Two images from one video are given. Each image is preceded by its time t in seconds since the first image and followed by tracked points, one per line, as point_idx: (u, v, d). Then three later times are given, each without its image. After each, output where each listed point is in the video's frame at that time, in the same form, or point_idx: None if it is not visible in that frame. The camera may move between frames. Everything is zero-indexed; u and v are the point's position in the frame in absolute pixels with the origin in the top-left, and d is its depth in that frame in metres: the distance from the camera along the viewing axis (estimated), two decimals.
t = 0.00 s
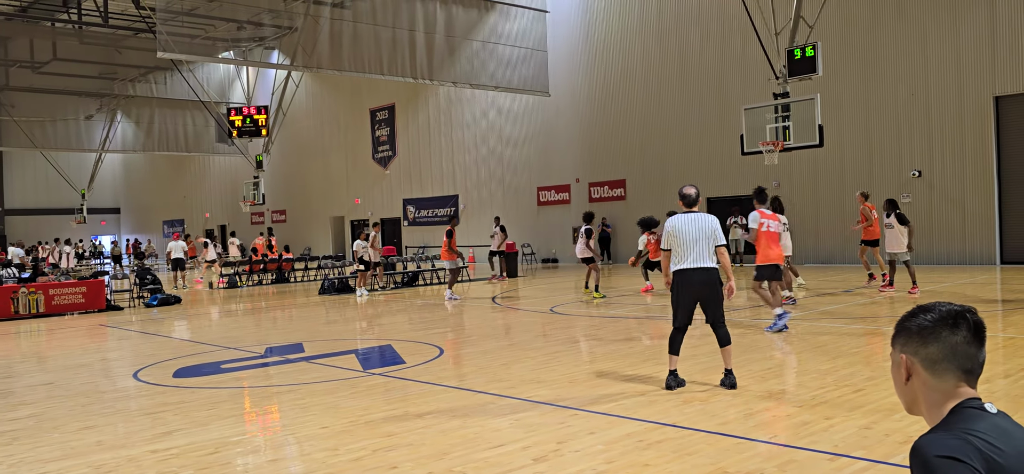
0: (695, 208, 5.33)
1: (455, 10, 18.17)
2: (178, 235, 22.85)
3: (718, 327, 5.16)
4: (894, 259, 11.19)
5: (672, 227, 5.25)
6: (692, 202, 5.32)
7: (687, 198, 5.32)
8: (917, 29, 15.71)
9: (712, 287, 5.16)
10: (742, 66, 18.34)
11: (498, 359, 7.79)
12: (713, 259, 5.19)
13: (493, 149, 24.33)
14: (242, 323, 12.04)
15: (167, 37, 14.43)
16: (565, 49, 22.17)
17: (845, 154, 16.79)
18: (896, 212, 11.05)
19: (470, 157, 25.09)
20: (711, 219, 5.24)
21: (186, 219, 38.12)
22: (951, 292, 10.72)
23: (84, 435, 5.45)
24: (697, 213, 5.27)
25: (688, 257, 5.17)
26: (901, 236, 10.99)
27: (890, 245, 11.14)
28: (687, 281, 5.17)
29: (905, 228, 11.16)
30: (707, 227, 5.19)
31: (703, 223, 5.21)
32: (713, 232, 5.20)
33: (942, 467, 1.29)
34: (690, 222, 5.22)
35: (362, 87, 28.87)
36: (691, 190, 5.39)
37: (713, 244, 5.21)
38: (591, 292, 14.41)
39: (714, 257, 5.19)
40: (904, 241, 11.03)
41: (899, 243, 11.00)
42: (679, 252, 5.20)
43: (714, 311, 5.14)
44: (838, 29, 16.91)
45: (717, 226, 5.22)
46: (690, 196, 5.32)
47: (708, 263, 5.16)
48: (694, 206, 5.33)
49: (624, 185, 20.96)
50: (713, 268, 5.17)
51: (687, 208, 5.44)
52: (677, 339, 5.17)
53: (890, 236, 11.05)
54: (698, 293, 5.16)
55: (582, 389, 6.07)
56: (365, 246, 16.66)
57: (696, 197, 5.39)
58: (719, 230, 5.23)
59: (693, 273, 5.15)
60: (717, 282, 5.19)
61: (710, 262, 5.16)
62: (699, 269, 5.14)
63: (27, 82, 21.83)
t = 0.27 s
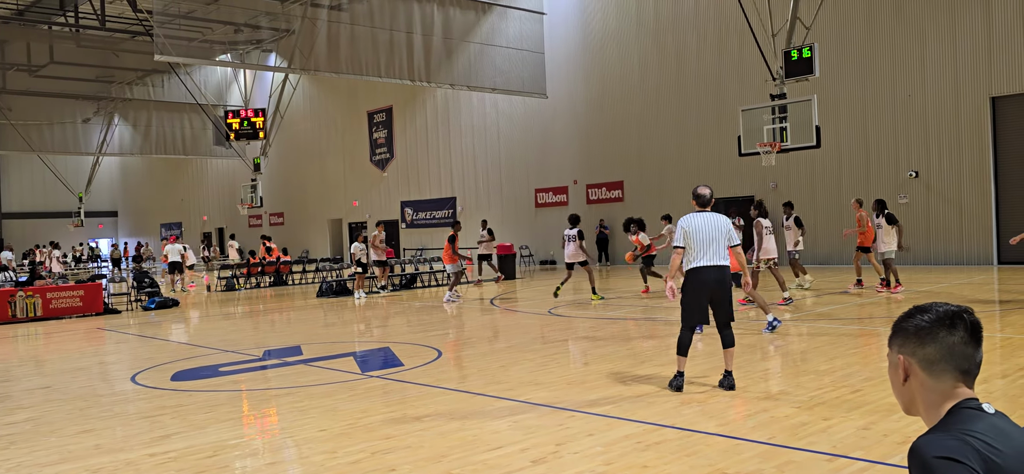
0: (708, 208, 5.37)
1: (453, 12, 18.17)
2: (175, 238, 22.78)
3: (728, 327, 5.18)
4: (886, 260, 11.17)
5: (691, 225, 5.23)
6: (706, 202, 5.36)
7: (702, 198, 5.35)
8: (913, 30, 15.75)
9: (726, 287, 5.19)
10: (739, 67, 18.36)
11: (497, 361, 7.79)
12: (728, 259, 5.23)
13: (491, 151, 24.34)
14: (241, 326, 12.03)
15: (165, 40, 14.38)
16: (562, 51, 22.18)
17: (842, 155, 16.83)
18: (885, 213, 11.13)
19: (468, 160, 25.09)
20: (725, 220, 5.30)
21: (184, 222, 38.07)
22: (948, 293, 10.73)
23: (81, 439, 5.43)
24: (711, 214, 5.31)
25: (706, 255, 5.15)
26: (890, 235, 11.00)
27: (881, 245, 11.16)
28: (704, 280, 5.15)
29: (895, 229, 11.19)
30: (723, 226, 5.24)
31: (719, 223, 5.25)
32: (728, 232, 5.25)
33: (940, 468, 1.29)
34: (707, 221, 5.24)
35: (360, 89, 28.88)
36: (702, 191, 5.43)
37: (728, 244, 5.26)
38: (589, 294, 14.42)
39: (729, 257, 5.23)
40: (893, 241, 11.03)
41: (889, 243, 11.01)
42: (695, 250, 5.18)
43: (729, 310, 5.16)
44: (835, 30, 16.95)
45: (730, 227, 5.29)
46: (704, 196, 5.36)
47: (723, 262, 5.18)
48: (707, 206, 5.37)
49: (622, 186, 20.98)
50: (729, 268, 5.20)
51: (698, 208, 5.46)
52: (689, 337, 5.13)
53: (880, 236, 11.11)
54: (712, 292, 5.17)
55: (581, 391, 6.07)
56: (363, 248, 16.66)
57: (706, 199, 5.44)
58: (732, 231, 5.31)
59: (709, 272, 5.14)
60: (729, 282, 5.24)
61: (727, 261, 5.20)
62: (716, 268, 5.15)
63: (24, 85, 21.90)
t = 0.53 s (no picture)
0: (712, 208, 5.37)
1: (451, 13, 18.18)
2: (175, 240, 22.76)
3: (730, 328, 5.20)
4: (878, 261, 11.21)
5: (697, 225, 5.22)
6: (710, 202, 5.36)
7: (706, 197, 5.34)
8: (911, 30, 15.77)
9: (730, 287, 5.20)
10: (737, 68, 18.37)
11: (496, 362, 7.79)
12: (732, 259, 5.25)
13: (490, 152, 24.35)
14: (239, 328, 12.01)
15: (163, 41, 14.35)
16: (560, 52, 22.19)
17: (840, 155, 16.84)
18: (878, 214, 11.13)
19: (467, 161, 25.10)
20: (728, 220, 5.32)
21: (183, 224, 38.05)
22: (946, 292, 10.75)
23: (80, 441, 5.43)
24: (715, 213, 5.32)
25: (712, 255, 5.16)
26: (882, 236, 11.01)
27: (873, 246, 11.18)
28: (711, 280, 5.15)
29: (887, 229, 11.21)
30: (728, 226, 5.25)
31: (724, 223, 5.26)
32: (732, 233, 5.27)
33: (940, 468, 1.29)
34: (713, 221, 5.24)
35: (358, 91, 28.89)
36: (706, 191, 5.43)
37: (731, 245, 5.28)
38: (588, 295, 14.42)
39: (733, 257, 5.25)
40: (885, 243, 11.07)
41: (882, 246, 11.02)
42: (704, 248, 5.17)
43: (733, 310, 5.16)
44: (833, 30, 16.97)
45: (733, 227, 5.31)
46: (709, 196, 5.36)
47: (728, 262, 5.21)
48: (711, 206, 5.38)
49: (621, 187, 20.99)
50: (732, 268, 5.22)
51: (700, 208, 5.46)
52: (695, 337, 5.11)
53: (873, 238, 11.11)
54: (718, 292, 5.16)
55: (580, 392, 6.07)
56: (362, 250, 16.67)
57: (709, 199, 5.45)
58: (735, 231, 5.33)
59: (718, 271, 5.15)
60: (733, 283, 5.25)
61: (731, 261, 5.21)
62: (724, 268, 5.17)
63: (22, 87, 21.68)
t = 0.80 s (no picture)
0: (708, 208, 5.38)
1: (450, 15, 18.20)
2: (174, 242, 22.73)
3: (728, 328, 5.21)
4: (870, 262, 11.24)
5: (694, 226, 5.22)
6: (707, 202, 5.36)
7: (703, 198, 5.35)
8: (910, 30, 15.79)
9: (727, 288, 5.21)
10: (736, 68, 18.38)
11: (495, 363, 7.79)
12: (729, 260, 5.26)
13: (489, 153, 24.34)
14: (238, 329, 12.00)
15: (162, 43, 14.36)
16: (559, 53, 22.18)
17: (839, 156, 16.85)
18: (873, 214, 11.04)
19: (466, 162, 25.11)
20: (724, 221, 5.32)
21: (182, 226, 38.04)
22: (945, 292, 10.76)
23: (78, 444, 5.42)
24: (712, 214, 5.33)
25: (710, 257, 5.16)
26: (876, 237, 11.02)
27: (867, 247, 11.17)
28: (708, 281, 5.15)
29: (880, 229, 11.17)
30: (724, 227, 5.26)
31: (720, 225, 5.27)
32: (729, 234, 5.27)
33: (940, 468, 1.30)
34: (709, 223, 5.25)
35: (358, 93, 28.90)
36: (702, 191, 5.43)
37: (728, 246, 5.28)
38: (586, 296, 14.41)
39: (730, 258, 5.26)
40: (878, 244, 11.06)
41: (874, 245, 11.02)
42: (704, 250, 5.17)
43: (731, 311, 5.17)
44: (831, 31, 16.99)
45: (730, 228, 5.32)
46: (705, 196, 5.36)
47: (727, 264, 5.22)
48: (707, 207, 5.38)
49: (620, 187, 20.99)
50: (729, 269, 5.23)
51: (696, 208, 5.47)
52: (694, 339, 5.12)
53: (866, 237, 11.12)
54: (717, 292, 5.17)
55: (579, 393, 6.07)
56: (360, 251, 16.66)
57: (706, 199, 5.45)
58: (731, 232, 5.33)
59: (717, 273, 5.15)
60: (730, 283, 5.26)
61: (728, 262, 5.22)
62: (722, 269, 5.17)
63: (22, 88, 21.82)
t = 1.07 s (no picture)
0: (705, 209, 5.35)
1: (449, 16, 18.22)
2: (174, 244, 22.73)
3: (726, 330, 5.21)
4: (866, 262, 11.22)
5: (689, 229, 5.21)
6: (703, 203, 5.34)
7: (698, 199, 5.33)
8: (909, 31, 15.79)
9: (723, 290, 5.20)
10: (735, 68, 18.38)
11: (495, 364, 7.79)
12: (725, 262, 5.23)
13: (488, 154, 24.35)
14: (238, 331, 12.00)
15: (161, 45, 14.36)
16: (558, 53, 22.19)
17: (839, 157, 16.86)
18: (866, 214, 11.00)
19: (465, 162, 25.12)
20: (720, 222, 5.29)
21: (181, 227, 38.02)
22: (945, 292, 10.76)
23: (78, 445, 5.42)
24: (708, 215, 5.30)
25: (705, 259, 5.15)
26: (870, 237, 11.00)
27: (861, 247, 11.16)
28: (704, 283, 5.15)
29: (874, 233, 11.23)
30: (719, 229, 5.23)
31: (715, 226, 5.23)
32: (724, 235, 5.24)
33: (939, 469, 1.29)
34: (704, 225, 5.23)
35: (357, 94, 28.90)
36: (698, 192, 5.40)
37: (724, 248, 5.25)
38: (586, 297, 14.39)
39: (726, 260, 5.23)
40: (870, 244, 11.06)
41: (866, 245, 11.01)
42: (699, 253, 5.16)
43: (727, 312, 5.17)
44: (831, 31, 17.00)
45: (726, 230, 5.28)
46: (701, 197, 5.34)
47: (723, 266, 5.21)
48: (703, 208, 5.36)
49: (619, 188, 21.00)
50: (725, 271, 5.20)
51: (693, 209, 5.45)
52: (690, 341, 5.13)
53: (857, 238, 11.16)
54: (713, 294, 5.17)
55: (579, 394, 6.07)
56: (359, 253, 16.66)
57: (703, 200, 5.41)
58: (728, 233, 5.29)
59: (713, 275, 5.15)
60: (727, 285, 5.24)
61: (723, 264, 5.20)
62: (718, 271, 5.16)
63: (21, 90, 22.19)
